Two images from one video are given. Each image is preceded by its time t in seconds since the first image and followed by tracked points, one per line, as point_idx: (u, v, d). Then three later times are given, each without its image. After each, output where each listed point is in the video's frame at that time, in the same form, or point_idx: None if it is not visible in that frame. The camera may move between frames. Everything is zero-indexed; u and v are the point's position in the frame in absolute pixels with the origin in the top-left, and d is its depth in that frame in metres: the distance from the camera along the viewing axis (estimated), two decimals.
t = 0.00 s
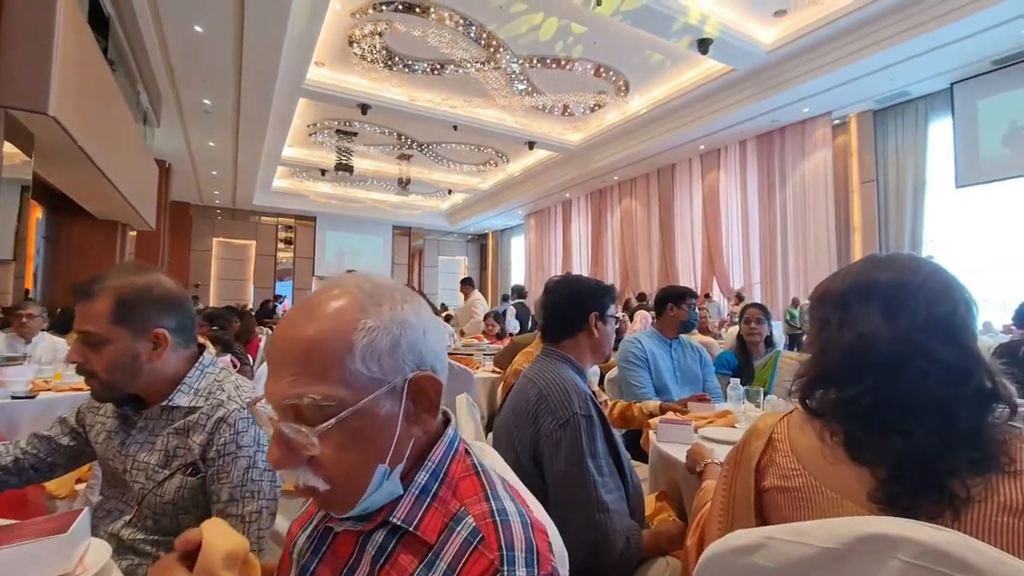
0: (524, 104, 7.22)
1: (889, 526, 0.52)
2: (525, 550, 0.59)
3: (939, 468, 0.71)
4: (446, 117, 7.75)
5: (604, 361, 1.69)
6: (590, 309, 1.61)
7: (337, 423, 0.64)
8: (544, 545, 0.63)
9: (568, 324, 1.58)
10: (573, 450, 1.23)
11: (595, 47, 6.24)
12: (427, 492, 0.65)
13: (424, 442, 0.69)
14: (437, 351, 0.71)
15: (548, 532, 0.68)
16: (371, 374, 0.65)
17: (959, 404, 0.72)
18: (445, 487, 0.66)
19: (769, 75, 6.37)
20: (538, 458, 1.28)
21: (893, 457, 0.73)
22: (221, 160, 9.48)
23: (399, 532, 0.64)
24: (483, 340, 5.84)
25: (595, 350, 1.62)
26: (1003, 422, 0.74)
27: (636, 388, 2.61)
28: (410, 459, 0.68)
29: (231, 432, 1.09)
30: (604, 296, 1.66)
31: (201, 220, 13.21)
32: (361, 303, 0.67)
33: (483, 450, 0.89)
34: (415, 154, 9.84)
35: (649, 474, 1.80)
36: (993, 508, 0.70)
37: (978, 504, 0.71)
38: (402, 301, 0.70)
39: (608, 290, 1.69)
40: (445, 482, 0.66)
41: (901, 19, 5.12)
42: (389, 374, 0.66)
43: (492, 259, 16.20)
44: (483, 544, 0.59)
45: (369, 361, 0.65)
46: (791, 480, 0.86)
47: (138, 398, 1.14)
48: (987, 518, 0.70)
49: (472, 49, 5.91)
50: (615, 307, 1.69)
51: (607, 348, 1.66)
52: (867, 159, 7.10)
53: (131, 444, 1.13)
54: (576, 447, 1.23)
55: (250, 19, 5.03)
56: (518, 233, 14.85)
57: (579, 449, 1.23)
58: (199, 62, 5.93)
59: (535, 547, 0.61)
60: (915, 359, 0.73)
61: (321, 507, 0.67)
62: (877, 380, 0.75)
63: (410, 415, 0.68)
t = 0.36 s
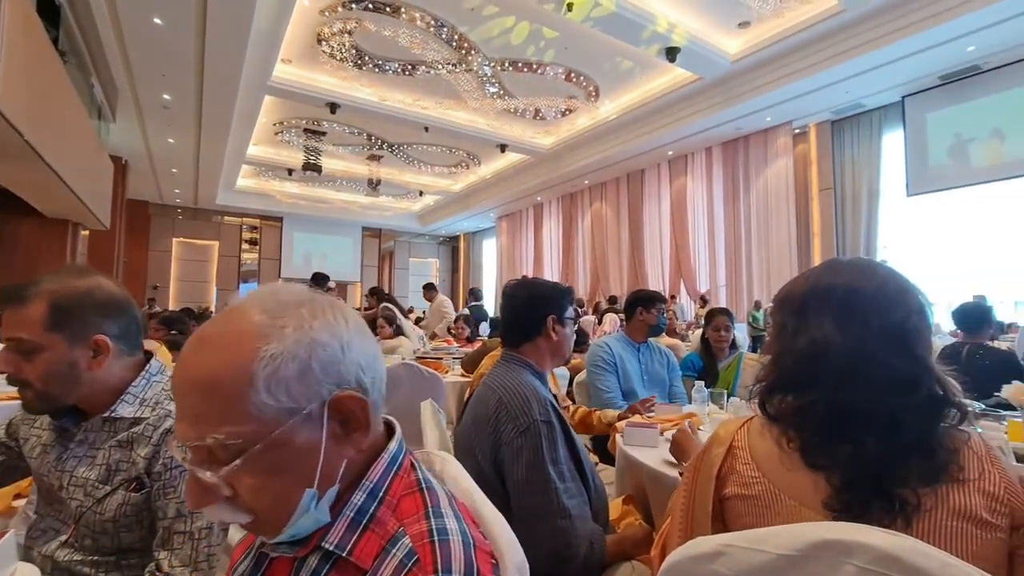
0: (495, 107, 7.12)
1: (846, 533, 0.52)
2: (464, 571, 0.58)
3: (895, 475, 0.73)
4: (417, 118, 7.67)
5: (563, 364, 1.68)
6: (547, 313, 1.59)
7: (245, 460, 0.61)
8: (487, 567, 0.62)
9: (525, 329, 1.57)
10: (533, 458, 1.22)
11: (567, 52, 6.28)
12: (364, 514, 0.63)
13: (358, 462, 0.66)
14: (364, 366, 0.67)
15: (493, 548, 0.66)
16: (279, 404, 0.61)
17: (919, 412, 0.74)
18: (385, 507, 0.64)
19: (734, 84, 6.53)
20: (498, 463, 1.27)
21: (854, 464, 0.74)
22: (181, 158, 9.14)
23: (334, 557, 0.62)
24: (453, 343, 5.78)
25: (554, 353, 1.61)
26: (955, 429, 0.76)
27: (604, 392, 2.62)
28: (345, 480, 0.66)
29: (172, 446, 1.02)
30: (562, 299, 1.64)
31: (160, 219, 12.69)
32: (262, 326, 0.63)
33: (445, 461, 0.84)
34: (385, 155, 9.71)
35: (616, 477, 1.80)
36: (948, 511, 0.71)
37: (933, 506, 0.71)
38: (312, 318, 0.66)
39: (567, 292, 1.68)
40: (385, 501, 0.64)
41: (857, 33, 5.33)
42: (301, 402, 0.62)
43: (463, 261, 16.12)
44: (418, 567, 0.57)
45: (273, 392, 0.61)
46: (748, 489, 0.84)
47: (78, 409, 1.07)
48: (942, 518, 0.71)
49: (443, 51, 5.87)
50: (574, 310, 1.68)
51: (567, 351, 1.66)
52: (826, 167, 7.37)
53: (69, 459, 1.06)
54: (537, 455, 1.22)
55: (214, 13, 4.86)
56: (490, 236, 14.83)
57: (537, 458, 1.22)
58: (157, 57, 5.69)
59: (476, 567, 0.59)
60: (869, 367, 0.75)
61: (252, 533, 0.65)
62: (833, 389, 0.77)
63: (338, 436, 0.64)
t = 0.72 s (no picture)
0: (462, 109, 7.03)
1: (798, 543, 0.53)
2: None
3: (812, 491, 0.71)
4: (382, 118, 7.55)
5: (504, 368, 1.63)
6: (472, 318, 1.56)
7: (153, 484, 0.57)
8: None
9: (451, 338, 1.57)
10: (481, 462, 1.22)
11: (533, 56, 6.31)
12: (294, 533, 0.59)
13: (288, 482, 0.62)
14: (293, 379, 0.63)
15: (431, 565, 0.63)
16: (193, 422, 0.58)
17: (835, 434, 0.72)
18: (317, 524, 0.60)
19: (696, 93, 6.71)
20: (446, 472, 1.25)
21: (767, 480, 0.74)
22: (130, 153, 8.69)
23: None
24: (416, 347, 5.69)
25: (488, 358, 1.58)
26: (893, 439, 0.75)
27: (567, 398, 2.63)
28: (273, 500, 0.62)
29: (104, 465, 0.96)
30: (492, 303, 1.60)
31: (106, 217, 12.03)
32: (178, 339, 0.60)
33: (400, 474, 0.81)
34: (349, 154, 9.51)
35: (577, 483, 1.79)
36: (883, 524, 0.70)
37: (869, 521, 0.70)
38: (233, 330, 0.63)
39: (499, 295, 1.64)
40: (317, 519, 0.61)
41: (810, 49, 5.58)
42: (220, 418, 0.59)
43: (429, 263, 15.96)
44: None
45: (187, 408, 0.58)
46: (704, 501, 0.82)
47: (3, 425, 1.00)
48: (878, 530, 0.70)
49: (409, 51, 5.79)
50: (507, 312, 1.64)
51: (504, 354, 1.61)
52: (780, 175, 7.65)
53: None
54: (482, 459, 1.22)
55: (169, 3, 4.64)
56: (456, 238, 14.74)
57: (484, 462, 1.22)
58: (104, 47, 5.39)
59: None
60: (782, 386, 0.73)
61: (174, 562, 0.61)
62: (740, 405, 0.78)
63: (262, 454, 0.60)
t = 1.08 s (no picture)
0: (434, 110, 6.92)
1: (760, 555, 0.52)
2: None
3: (759, 505, 0.72)
4: (352, 118, 7.42)
5: (471, 376, 1.59)
6: (433, 326, 1.54)
7: (85, 511, 0.54)
8: None
9: (414, 344, 1.56)
10: (462, 466, 1.22)
11: (504, 60, 6.33)
12: (243, 559, 0.57)
13: (236, 504, 0.59)
14: (242, 396, 0.61)
15: None
16: (131, 444, 0.54)
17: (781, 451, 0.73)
18: (269, 549, 0.58)
19: (665, 100, 6.84)
20: (422, 478, 1.23)
21: (717, 494, 0.75)
22: (84, 149, 8.30)
23: None
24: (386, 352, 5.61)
25: (452, 366, 1.54)
26: (844, 449, 0.76)
27: (539, 402, 2.62)
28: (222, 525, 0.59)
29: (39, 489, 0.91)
30: (458, 310, 1.55)
31: (58, 216, 11.45)
32: (115, 356, 0.57)
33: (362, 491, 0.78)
34: (317, 154, 9.31)
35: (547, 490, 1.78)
36: (834, 533, 0.71)
37: (819, 535, 0.71)
38: (176, 347, 0.60)
39: (467, 301, 1.58)
40: (269, 543, 0.59)
41: (772, 59, 5.76)
42: (160, 439, 0.55)
43: (400, 265, 15.77)
44: None
45: (124, 430, 0.54)
46: (668, 513, 0.83)
47: None
48: (827, 541, 0.71)
49: (379, 50, 5.70)
50: (474, 320, 1.58)
51: (470, 362, 1.56)
52: (745, 181, 7.87)
53: None
54: (464, 463, 1.22)
55: None
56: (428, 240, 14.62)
57: (464, 463, 1.22)
58: (54, 38, 5.13)
59: None
60: (724, 404, 0.75)
61: None
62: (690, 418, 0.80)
63: (206, 477, 0.57)
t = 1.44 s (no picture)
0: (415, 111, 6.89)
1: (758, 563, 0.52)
2: None
3: (743, 516, 0.72)
4: (332, 118, 7.33)
5: (477, 382, 1.55)
6: (437, 330, 1.51)
7: (62, 522, 0.51)
8: None
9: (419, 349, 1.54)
10: (456, 477, 1.19)
11: (486, 62, 6.32)
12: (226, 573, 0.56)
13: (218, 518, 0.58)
14: (230, 408, 0.59)
15: None
16: (116, 452, 0.52)
17: (765, 462, 0.74)
18: (252, 562, 0.58)
19: (646, 104, 6.91)
20: (414, 480, 1.22)
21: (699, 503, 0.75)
22: (51, 146, 8.02)
23: None
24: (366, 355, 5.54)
25: (456, 371, 1.50)
26: (826, 458, 0.77)
27: (521, 407, 2.62)
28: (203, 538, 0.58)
29: None
30: (462, 314, 1.53)
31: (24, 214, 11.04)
32: (101, 363, 0.55)
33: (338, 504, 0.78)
34: (296, 153, 9.16)
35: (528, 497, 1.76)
36: (813, 542, 0.71)
37: (797, 545, 0.71)
38: (168, 355, 0.59)
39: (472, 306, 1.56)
40: (252, 556, 0.58)
41: (750, 66, 5.86)
42: (145, 449, 0.53)
43: (381, 267, 15.63)
44: None
45: (108, 438, 0.52)
46: (644, 528, 0.82)
47: None
48: (803, 552, 0.71)
49: (360, 50, 5.64)
50: (480, 325, 1.54)
51: (475, 368, 1.52)
52: (722, 185, 8.00)
53: None
54: (459, 475, 1.19)
55: None
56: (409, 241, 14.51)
57: (461, 474, 1.19)
58: (20, 31, 4.94)
59: None
60: (708, 410, 0.76)
61: None
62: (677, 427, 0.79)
63: (189, 489, 0.56)
